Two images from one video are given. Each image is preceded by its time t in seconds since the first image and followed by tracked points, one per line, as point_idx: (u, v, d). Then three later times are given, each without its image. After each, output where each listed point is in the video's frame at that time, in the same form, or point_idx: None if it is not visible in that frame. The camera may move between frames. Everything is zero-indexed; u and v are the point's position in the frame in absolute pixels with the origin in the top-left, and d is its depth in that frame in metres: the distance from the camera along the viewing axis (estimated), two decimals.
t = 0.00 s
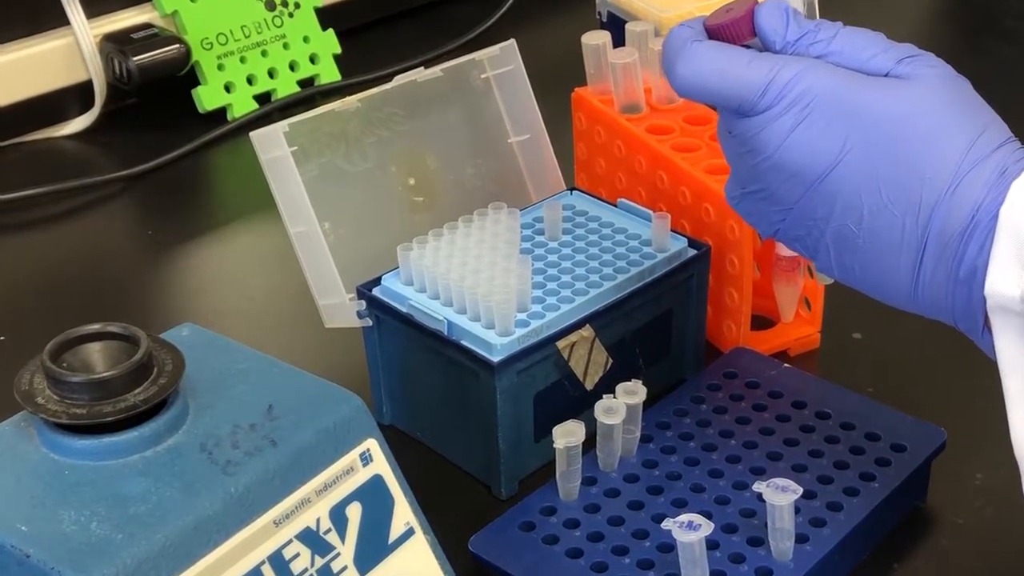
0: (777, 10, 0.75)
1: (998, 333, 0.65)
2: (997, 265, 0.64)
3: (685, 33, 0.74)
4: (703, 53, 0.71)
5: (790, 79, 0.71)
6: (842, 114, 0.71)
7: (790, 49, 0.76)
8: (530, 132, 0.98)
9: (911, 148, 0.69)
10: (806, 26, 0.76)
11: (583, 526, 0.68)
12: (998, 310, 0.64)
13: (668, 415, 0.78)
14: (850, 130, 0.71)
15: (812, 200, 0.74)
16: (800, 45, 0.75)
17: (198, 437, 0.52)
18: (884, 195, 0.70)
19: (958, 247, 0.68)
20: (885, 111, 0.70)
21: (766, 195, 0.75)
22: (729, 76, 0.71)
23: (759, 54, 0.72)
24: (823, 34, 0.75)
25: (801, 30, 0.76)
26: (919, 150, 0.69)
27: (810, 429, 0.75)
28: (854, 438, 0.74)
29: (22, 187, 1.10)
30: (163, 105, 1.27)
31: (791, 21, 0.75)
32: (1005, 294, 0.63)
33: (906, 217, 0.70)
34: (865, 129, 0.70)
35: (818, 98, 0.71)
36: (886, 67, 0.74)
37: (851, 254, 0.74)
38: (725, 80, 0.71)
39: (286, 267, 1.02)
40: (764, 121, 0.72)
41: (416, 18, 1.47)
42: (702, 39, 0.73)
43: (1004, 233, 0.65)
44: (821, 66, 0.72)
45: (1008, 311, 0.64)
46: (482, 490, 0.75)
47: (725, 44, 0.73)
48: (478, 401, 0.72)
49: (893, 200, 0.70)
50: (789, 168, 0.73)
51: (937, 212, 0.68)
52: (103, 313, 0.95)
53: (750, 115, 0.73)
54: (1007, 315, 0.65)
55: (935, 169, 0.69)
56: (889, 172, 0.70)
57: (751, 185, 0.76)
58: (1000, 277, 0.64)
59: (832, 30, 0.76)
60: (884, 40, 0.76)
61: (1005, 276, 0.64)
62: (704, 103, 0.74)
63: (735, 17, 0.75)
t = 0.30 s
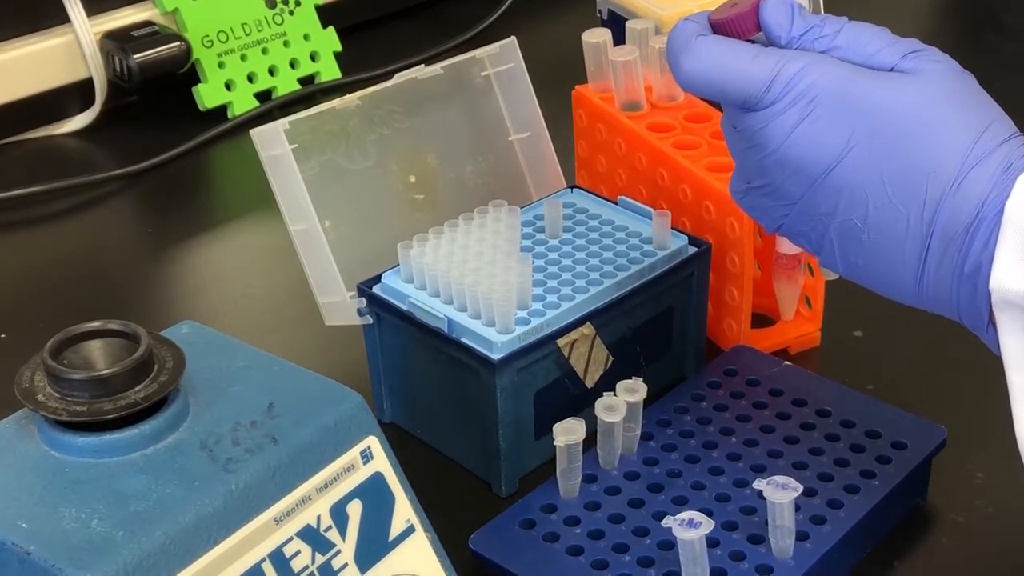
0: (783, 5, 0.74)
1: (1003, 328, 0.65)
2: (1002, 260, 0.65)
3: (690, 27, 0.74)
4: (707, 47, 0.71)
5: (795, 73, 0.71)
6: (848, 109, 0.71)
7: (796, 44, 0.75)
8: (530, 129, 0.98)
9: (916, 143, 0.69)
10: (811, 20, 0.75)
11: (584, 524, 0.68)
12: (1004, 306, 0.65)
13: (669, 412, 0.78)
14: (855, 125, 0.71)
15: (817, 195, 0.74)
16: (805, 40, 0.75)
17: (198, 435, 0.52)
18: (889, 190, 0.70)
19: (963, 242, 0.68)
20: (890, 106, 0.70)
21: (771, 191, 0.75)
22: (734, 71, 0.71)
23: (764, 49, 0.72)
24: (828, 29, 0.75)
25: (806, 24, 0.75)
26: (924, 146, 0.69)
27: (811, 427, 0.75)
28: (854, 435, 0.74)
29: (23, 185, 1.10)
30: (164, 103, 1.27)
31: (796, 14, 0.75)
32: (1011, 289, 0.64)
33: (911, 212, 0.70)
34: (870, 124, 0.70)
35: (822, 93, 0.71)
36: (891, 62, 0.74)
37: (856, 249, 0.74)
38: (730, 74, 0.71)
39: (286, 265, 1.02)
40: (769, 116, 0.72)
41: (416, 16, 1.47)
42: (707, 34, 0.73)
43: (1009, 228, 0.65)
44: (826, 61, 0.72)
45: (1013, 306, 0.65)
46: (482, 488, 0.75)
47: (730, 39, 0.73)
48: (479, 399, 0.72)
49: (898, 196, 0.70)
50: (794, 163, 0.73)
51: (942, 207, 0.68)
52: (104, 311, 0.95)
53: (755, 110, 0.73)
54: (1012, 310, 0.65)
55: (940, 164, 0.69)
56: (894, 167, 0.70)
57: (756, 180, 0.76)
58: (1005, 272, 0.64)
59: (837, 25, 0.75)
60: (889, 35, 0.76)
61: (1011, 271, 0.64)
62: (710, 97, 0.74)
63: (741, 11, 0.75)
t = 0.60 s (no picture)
0: (782, 6, 0.74)
1: (1001, 331, 0.65)
2: (1002, 261, 0.65)
3: (690, 29, 0.74)
4: (707, 49, 0.71)
5: (795, 75, 0.71)
6: (847, 110, 0.71)
7: (794, 46, 0.75)
8: (531, 130, 0.98)
9: (915, 145, 0.69)
10: (811, 22, 0.75)
11: (585, 525, 0.68)
12: (1004, 308, 0.65)
13: (670, 413, 0.78)
14: (854, 127, 0.71)
15: (816, 197, 0.73)
16: (804, 42, 0.75)
17: (199, 435, 0.52)
18: (888, 192, 0.70)
19: (962, 244, 0.68)
20: (890, 107, 0.70)
21: (770, 193, 0.75)
22: (733, 72, 0.71)
23: (763, 50, 0.72)
24: (827, 31, 0.75)
25: (805, 26, 0.75)
26: (924, 147, 0.69)
27: (812, 428, 0.75)
28: (855, 436, 0.74)
29: (23, 185, 1.10)
30: (165, 103, 1.27)
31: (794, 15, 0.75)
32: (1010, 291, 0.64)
33: (910, 214, 0.70)
34: (869, 125, 0.70)
35: (822, 95, 0.71)
36: (890, 63, 0.74)
37: (855, 251, 0.74)
38: (729, 76, 0.71)
39: (286, 265, 1.02)
40: (769, 118, 0.72)
41: (417, 16, 1.47)
42: (707, 35, 0.73)
43: (1009, 230, 0.65)
44: (826, 62, 0.72)
45: (1013, 309, 0.64)
46: (483, 489, 0.75)
47: (729, 40, 0.72)
48: (479, 399, 0.72)
49: (897, 197, 0.70)
50: (793, 165, 0.73)
51: (941, 209, 0.68)
52: (104, 311, 0.95)
53: (754, 111, 0.73)
54: (1012, 312, 0.65)
55: (939, 166, 0.69)
56: (893, 169, 0.70)
57: (755, 181, 0.76)
58: (1004, 274, 0.64)
59: (836, 27, 0.75)
60: (888, 37, 0.76)
61: (1011, 273, 0.64)
62: (709, 98, 0.73)
63: (740, 13, 0.75)
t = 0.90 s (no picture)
0: (784, 9, 0.74)
1: (1000, 331, 0.66)
2: (1001, 262, 0.65)
3: (692, 30, 0.74)
4: (709, 51, 0.71)
5: (795, 77, 0.71)
6: (848, 112, 0.71)
7: (796, 48, 0.75)
8: (531, 129, 0.98)
9: (916, 147, 0.69)
10: (812, 24, 0.75)
11: (585, 524, 0.68)
12: (1003, 308, 0.65)
13: (670, 412, 0.78)
14: (855, 129, 0.71)
15: (817, 199, 0.74)
16: (805, 44, 0.75)
17: (199, 434, 0.52)
18: (889, 194, 0.70)
19: (962, 246, 0.68)
20: (890, 109, 0.70)
21: (770, 195, 0.75)
22: (734, 74, 0.71)
23: (764, 52, 0.72)
24: (828, 33, 0.75)
25: (807, 28, 0.75)
26: (924, 148, 0.69)
27: (812, 427, 0.75)
28: (855, 435, 0.74)
29: (24, 185, 1.10)
30: (166, 103, 1.27)
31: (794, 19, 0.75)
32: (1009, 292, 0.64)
33: (911, 215, 0.70)
34: (870, 127, 0.70)
35: (823, 97, 0.71)
36: (890, 65, 0.74)
37: (856, 253, 0.74)
38: (730, 78, 0.71)
39: (287, 265, 1.02)
40: (769, 120, 0.72)
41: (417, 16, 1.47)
42: (708, 37, 0.73)
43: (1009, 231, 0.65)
44: (826, 65, 0.72)
45: (1013, 309, 0.65)
46: (483, 488, 0.75)
47: (731, 42, 0.72)
48: (479, 398, 0.72)
49: (898, 199, 0.70)
50: (794, 167, 0.73)
51: (942, 210, 0.68)
52: (105, 310, 0.95)
53: (755, 113, 0.73)
54: (1011, 313, 0.65)
55: (939, 167, 0.69)
56: (894, 170, 0.70)
57: (756, 183, 0.76)
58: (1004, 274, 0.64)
59: (837, 28, 0.76)
60: (889, 38, 0.76)
61: (1010, 273, 0.64)
62: (710, 101, 0.73)
63: (742, 14, 0.75)
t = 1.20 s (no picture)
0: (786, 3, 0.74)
1: (1002, 327, 0.65)
2: (1002, 258, 0.65)
3: (693, 25, 0.74)
4: (710, 46, 0.71)
5: (797, 73, 0.71)
6: (849, 108, 0.70)
7: (797, 44, 0.75)
8: (532, 129, 0.98)
9: (917, 143, 0.69)
10: (813, 19, 0.75)
11: (586, 524, 0.68)
12: (1004, 305, 0.65)
13: (672, 411, 0.78)
14: (856, 126, 0.71)
15: (818, 196, 0.73)
16: (806, 40, 0.75)
17: (200, 434, 0.52)
18: (890, 190, 0.70)
19: (963, 243, 0.68)
20: (891, 106, 0.70)
21: (771, 191, 0.75)
22: (736, 70, 0.71)
23: (765, 48, 0.72)
24: (830, 29, 0.75)
25: (808, 24, 0.75)
26: (926, 145, 0.69)
27: (813, 427, 0.75)
28: (856, 435, 0.74)
29: (25, 185, 1.10)
30: (167, 102, 1.27)
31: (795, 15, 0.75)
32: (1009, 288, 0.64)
33: (912, 212, 0.70)
34: (871, 123, 0.70)
35: (824, 93, 0.71)
36: (892, 61, 0.74)
37: (857, 250, 0.74)
38: (731, 74, 0.71)
39: (288, 264, 1.02)
40: (770, 116, 0.72)
41: (418, 15, 1.47)
42: (709, 32, 0.73)
43: (1010, 228, 0.65)
44: (827, 61, 0.71)
45: (1014, 306, 0.64)
46: (484, 488, 0.75)
47: (732, 37, 0.72)
48: (480, 397, 0.72)
49: (899, 195, 0.70)
50: (795, 163, 0.73)
51: (943, 207, 0.68)
52: (105, 310, 0.95)
53: (756, 109, 0.73)
54: (1012, 310, 0.65)
55: (941, 164, 0.68)
56: (895, 167, 0.70)
57: (757, 180, 0.76)
58: (1005, 271, 0.64)
59: (839, 24, 0.75)
60: (891, 34, 0.75)
61: (1011, 270, 0.64)
62: (711, 96, 0.73)
63: (743, 9, 0.75)
